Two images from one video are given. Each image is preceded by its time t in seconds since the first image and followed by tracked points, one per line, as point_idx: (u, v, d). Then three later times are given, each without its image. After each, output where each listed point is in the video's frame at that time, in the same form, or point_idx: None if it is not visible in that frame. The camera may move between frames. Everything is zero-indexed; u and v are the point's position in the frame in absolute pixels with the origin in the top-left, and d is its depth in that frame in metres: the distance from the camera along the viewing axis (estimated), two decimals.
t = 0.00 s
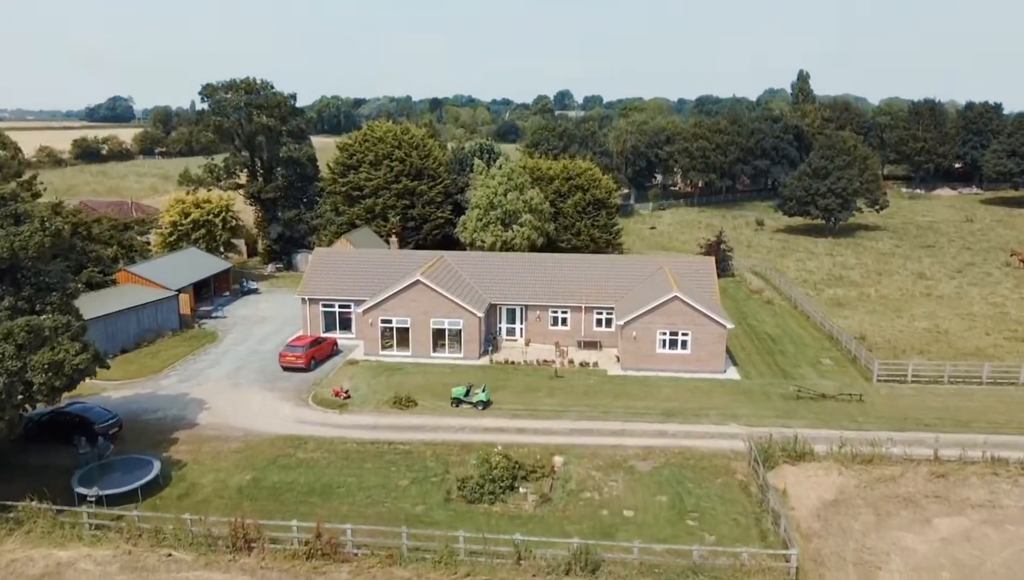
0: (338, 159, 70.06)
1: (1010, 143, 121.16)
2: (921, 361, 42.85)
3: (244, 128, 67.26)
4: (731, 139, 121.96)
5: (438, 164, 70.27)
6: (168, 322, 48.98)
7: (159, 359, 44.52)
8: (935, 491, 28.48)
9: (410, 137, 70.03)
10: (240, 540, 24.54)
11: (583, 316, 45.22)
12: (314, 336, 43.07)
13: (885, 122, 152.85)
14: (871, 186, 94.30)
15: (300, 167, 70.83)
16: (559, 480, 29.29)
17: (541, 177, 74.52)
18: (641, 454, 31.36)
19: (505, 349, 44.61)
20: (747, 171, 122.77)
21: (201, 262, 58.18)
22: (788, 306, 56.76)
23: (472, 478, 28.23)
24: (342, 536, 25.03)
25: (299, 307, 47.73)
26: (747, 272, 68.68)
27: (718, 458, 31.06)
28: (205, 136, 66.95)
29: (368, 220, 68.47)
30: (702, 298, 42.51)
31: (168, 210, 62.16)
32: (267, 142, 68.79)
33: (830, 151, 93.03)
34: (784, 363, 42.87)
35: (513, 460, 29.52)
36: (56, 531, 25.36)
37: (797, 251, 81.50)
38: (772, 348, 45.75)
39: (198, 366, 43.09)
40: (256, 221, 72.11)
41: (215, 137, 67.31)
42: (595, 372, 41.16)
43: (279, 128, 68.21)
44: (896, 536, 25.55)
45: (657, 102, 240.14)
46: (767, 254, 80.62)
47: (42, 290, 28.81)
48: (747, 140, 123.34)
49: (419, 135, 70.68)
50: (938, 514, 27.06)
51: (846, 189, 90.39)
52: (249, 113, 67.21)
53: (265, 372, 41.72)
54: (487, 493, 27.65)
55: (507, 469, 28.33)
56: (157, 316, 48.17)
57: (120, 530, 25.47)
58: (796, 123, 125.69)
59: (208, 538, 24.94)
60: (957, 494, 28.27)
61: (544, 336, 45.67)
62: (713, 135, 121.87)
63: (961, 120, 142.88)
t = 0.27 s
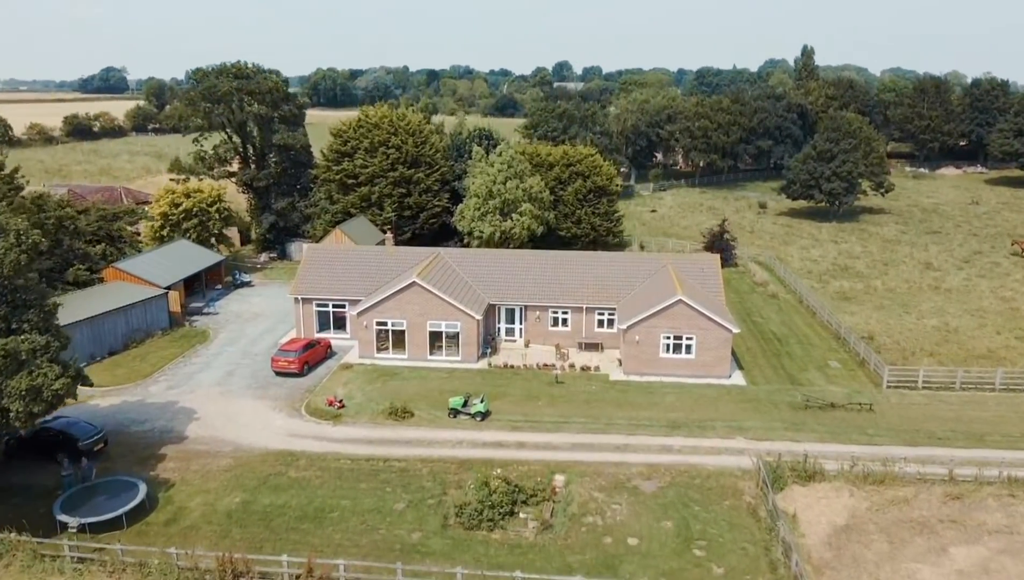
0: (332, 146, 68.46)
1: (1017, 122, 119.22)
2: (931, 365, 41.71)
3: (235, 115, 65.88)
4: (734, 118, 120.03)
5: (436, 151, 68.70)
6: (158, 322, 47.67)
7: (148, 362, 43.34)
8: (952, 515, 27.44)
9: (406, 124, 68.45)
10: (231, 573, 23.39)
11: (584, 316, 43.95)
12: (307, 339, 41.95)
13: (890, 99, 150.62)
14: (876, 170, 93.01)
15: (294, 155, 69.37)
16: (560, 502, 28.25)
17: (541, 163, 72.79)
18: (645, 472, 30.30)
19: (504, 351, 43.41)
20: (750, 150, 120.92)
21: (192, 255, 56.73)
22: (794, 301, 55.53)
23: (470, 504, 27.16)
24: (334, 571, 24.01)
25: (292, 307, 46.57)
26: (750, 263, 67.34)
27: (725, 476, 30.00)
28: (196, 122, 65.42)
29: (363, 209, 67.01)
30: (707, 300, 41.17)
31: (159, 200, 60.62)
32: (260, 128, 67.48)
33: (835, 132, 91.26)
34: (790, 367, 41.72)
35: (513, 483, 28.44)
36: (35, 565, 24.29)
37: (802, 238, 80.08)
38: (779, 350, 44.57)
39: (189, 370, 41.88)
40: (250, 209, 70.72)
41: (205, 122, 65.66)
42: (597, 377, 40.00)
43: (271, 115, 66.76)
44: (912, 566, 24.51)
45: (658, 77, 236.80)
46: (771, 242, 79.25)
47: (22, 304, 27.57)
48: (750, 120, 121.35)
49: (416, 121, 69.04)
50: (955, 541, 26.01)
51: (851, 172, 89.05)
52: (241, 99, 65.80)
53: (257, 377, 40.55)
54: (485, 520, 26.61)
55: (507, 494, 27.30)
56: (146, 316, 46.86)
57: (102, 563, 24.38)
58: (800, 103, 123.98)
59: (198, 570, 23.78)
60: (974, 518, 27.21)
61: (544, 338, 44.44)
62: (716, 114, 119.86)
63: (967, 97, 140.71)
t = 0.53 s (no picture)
0: (326, 132, 66.65)
1: None
2: (942, 370, 40.51)
3: (226, 103, 64.20)
4: (738, 97, 117.79)
5: (432, 138, 66.94)
6: (146, 322, 46.38)
7: (136, 366, 42.08)
8: (969, 541, 26.36)
9: (402, 109, 66.60)
10: None
11: (585, 318, 42.71)
12: (300, 343, 40.71)
13: (896, 75, 147.91)
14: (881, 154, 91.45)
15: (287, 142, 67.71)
16: (561, 527, 27.15)
17: (541, 149, 70.92)
18: (649, 493, 29.18)
19: (502, 354, 42.20)
20: (753, 130, 118.83)
21: (181, 250, 55.19)
22: (800, 296, 54.23)
23: (468, 532, 26.06)
24: None
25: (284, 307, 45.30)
26: (754, 253, 65.92)
27: (731, 497, 28.89)
28: (187, 110, 63.56)
29: (358, 197, 65.53)
30: (712, 303, 39.87)
31: (147, 191, 59.11)
32: (252, 115, 66.08)
33: (841, 114, 89.32)
34: (797, 372, 40.51)
35: (512, 508, 27.33)
36: None
37: (806, 226, 78.57)
38: (785, 352, 43.33)
39: (177, 375, 40.67)
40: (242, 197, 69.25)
41: (195, 108, 63.62)
42: (598, 384, 38.77)
43: (262, 102, 65.16)
44: None
45: (659, 51, 233.13)
46: (775, 229, 77.71)
47: None
48: (753, 99, 119.07)
49: (412, 106, 67.17)
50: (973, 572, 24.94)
51: (856, 156, 87.32)
52: (233, 87, 63.89)
53: (248, 384, 39.31)
54: (483, 550, 25.53)
55: (506, 522, 26.20)
56: (134, 317, 45.53)
57: None
58: (805, 81, 121.56)
59: None
60: (993, 545, 26.13)
61: (544, 339, 43.23)
62: (720, 92, 117.56)
63: (975, 74, 138.10)
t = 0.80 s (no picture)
0: (320, 119, 64.90)
1: None
2: (953, 376, 39.46)
3: (218, 90, 62.41)
4: (741, 75, 115.55)
5: (430, 125, 65.25)
6: (135, 322, 45.24)
7: (125, 370, 40.98)
8: (985, 570, 25.44)
9: (398, 95, 64.81)
10: None
11: (586, 320, 41.62)
12: (293, 348, 39.58)
13: (902, 51, 145.27)
14: (887, 136, 89.73)
15: (281, 129, 66.05)
16: (562, 555, 26.21)
17: (541, 135, 69.18)
18: (653, 516, 28.24)
19: (501, 358, 41.17)
20: (757, 109, 116.77)
21: (172, 244, 53.86)
22: (805, 292, 53.04)
23: (466, 563, 25.12)
24: None
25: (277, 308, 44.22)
26: (759, 244, 64.61)
27: (738, 521, 27.95)
28: (177, 99, 61.62)
29: (353, 186, 64.09)
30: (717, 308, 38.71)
31: (136, 182, 57.54)
32: (244, 102, 64.57)
33: (847, 96, 87.48)
34: (804, 378, 39.44)
35: (511, 535, 26.39)
36: None
37: (811, 213, 77.15)
38: (792, 355, 42.23)
39: (167, 381, 39.60)
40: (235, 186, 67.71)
41: (185, 94, 61.72)
42: (600, 392, 37.72)
43: (254, 89, 63.25)
44: None
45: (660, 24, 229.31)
46: (779, 217, 76.29)
47: None
48: (757, 77, 116.79)
49: (408, 92, 65.35)
50: None
51: (862, 140, 85.71)
52: (223, 74, 62.15)
53: (240, 391, 38.26)
54: None
55: (505, 552, 25.25)
56: (122, 318, 44.39)
57: None
58: (810, 59, 119.14)
59: None
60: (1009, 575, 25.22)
61: (545, 342, 42.25)
62: (722, 71, 115.28)
63: (982, 51, 135.54)
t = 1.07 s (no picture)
0: (315, 106, 63.32)
1: None
2: (963, 382, 38.51)
3: (208, 77, 60.94)
4: (744, 53, 113.26)
5: (427, 112, 63.70)
6: (125, 324, 44.22)
7: (114, 376, 40.03)
8: None
9: (394, 81, 63.19)
10: None
11: (587, 324, 40.67)
12: (286, 354, 38.53)
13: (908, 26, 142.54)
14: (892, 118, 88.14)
15: (274, 117, 64.64)
16: None
17: (540, 122, 67.59)
18: (656, 541, 27.42)
19: (500, 363, 40.24)
20: (760, 88, 114.69)
21: (162, 240, 52.59)
22: (810, 288, 51.98)
23: None
24: None
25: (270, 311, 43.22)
26: (762, 235, 63.39)
27: (743, 546, 27.16)
28: (166, 86, 59.97)
29: (348, 175, 62.77)
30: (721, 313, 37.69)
31: (126, 173, 56.20)
32: (236, 89, 63.02)
33: (852, 77, 85.55)
34: (810, 384, 38.52)
35: (509, 564, 25.57)
36: None
37: (815, 200, 75.81)
38: (797, 359, 41.27)
39: (157, 388, 38.65)
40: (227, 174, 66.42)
41: (175, 84, 60.11)
42: (600, 402, 36.81)
43: (246, 75, 61.70)
44: None
45: None
46: (783, 203, 74.96)
47: None
48: (760, 55, 114.54)
49: (405, 78, 63.71)
50: None
51: (867, 123, 84.21)
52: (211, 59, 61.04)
53: (232, 400, 37.35)
54: None
55: None
56: (111, 320, 43.35)
57: None
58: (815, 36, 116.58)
59: None
60: None
61: (544, 345, 41.29)
62: (725, 48, 113.01)
63: (990, 26, 132.93)
